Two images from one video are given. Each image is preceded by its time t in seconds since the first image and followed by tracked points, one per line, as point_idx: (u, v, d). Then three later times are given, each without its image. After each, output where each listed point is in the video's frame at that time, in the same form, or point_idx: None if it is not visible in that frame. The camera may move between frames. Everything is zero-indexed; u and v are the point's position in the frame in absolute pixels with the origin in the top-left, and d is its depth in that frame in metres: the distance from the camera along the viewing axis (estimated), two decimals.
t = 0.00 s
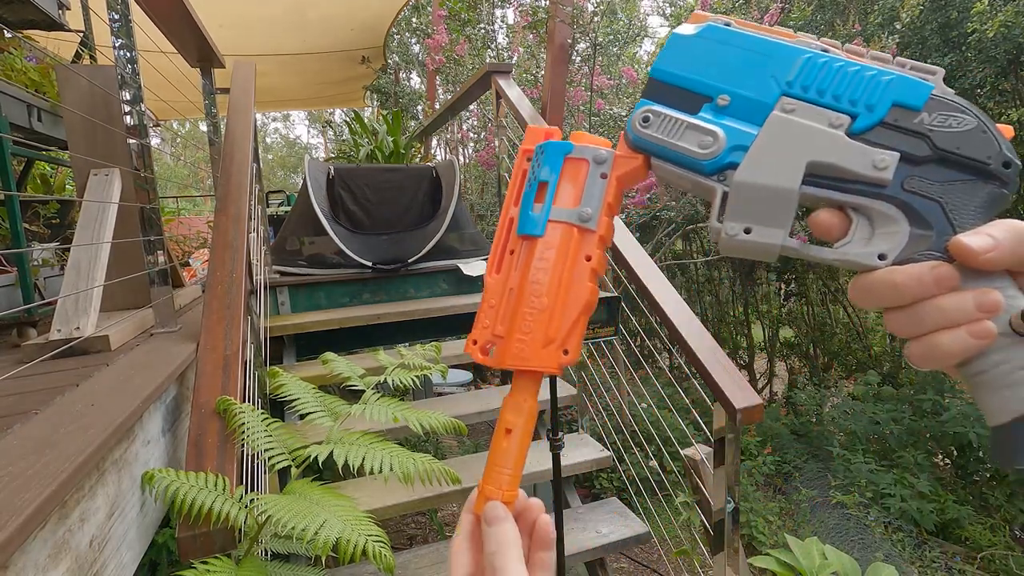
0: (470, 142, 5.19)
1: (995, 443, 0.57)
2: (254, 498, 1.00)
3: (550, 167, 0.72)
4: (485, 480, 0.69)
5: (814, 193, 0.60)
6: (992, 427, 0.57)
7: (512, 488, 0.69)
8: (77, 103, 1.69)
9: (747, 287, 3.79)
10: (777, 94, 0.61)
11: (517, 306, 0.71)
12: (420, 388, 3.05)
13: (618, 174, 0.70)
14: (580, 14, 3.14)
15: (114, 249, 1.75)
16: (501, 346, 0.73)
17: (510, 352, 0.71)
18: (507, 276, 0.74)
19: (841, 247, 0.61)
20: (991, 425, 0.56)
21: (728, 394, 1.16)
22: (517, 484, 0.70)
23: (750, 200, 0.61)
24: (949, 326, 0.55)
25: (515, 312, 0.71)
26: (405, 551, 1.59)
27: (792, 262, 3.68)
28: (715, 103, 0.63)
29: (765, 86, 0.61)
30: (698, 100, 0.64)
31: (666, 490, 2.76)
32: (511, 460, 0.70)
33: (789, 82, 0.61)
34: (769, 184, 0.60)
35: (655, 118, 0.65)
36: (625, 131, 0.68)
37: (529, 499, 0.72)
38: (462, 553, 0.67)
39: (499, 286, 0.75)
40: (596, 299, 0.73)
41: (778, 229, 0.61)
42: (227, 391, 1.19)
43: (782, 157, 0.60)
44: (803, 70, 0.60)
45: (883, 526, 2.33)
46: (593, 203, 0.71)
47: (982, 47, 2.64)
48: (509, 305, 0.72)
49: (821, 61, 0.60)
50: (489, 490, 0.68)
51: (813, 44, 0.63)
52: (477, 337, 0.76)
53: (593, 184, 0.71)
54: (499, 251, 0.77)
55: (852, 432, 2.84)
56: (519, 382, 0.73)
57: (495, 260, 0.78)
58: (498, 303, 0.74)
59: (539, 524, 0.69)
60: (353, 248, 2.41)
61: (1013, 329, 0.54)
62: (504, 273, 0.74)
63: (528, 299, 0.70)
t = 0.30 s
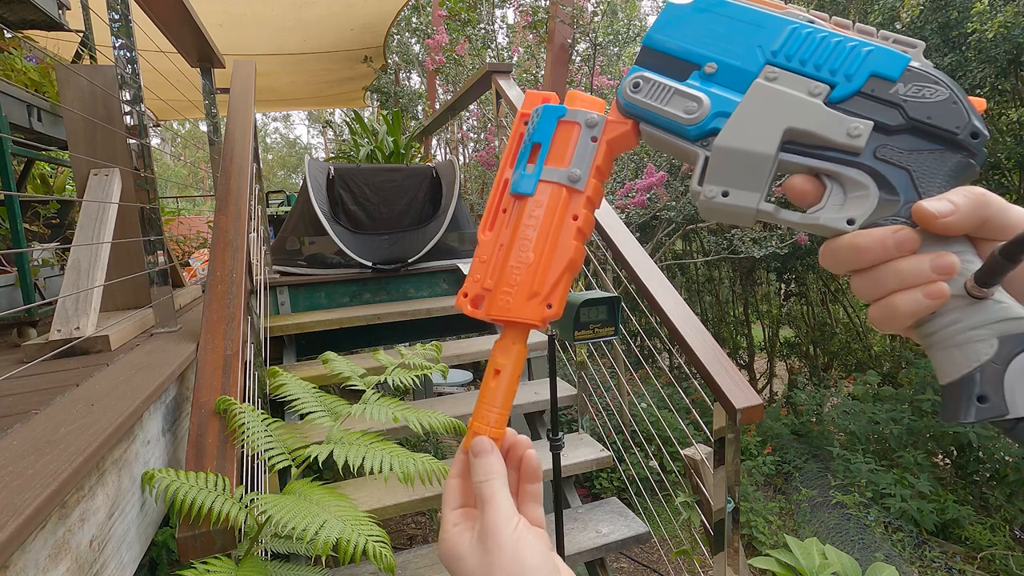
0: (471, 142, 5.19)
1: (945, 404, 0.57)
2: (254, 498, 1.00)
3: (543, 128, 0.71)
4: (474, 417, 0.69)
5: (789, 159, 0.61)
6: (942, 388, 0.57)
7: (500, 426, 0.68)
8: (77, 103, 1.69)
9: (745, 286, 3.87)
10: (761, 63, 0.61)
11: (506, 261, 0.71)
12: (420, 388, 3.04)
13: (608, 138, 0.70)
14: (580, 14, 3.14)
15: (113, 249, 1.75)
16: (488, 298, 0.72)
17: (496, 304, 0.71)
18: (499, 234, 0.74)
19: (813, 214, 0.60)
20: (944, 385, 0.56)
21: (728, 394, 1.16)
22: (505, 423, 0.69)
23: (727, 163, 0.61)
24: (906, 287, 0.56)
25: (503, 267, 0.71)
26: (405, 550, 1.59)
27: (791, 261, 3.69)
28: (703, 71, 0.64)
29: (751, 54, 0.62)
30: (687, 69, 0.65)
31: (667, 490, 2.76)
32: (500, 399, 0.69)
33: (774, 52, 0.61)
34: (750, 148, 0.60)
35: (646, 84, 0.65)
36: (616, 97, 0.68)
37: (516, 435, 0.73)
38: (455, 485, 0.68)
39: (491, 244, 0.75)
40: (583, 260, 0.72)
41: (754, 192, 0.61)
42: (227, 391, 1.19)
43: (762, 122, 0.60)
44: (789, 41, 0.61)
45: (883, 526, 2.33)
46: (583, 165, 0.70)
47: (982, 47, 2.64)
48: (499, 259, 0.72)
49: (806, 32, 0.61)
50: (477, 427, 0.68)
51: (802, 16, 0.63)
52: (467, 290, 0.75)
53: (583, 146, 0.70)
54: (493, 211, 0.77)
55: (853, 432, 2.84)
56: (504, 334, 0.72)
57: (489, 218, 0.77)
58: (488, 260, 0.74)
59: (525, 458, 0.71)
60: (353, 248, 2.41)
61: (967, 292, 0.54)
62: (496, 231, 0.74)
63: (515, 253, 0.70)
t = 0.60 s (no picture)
0: (471, 142, 5.20)
1: (942, 432, 0.56)
2: (254, 497, 1.00)
3: (536, 174, 0.72)
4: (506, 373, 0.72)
5: (774, 198, 0.61)
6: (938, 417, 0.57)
7: (530, 381, 0.71)
8: (77, 104, 1.69)
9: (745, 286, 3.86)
10: (741, 108, 0.62)
11: (505, 304, 0.71)
12: (420, 388, 3.04)
13: (600, 182, 0.71)
14: (580, 14, 3.14)
15: (113, 249, 1.75)
16: (488, 341, 0.72)
17: (497, 346, 0.71)
18: (496, 277, 0.74)
19: (799, 250, 0.61)
20: (939, 413, 0.56)
21: (728, 394, 1.16)
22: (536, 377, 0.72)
23: (715, 204, 0.62)
24: (894, 320, 0.56)
25: (502, 309, 0.72)
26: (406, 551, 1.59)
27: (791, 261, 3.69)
28: (687, 116, 0.64)
29: (731, 100, 0.62)
30: (671, 114, 0.65)
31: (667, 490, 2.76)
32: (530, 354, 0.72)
33: (753, 98, 0.62)
34: (736, 189, 0.60)
35: (633, 130, 0.66)
36: (605, 141, 0.69)
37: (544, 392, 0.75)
38: (485, 440, 0.71)
39: (489, 287, 0.75)
40: (580, 298, 0.73)
41: (742, 230, 0.62)
42: (227, 390, 1.20)
43: (746, 164, 0.60)
44: (766, 86, 0.61)
45: (883, 526, 2.33)
46: (576, 209, 0.71)
47: (982, 47, 2.63)
48: (497, 303, 0.72)
49: (783, 78, 0.61)
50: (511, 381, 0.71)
51: (777, 63, 0.64)
52: (467, 333, 0.75)
53: (576, 191, 0.71)
54: (489, 255, 0.77)
55: (852, 432, 2.84)
56: (503, 378, 0.72)
57: (485, 261, 0.78)
58: (487, 302, 0.74)
59: (549, 413, 0.71)
60: (353, 248, 2.41)
61: (954, 322, 0.54)
62: (493, 274, 0.74)
63: (514, 296, 0.70)
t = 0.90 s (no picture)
0: (471, 142, 5.21)
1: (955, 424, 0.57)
2: (254, 497, 1.00)
3: (556, 161, 0.72)
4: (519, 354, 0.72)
5: (794, 189, 0.61)
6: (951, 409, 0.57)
7: (544, 364, 0.71)
8: (77, 103, 1.69)
9: (745, 286, 3.86)
10: (763, 101, 0.63)
11: (521, 287, 0.71)
12: (420, 387, 3.04)
13: (620, 170, 0.71)
14: (580, 14, 3.14)
15: (113, 249, 1.75)
16: (503, 325, 0.72)
17: (511, 328, 0.71)
18: (513, 262, 0.74)
19: (816, 242, 0.61)
20: (952, 405, 0.56)
21: (728, 394, 1.16)
22: (549, 360, 0.72)
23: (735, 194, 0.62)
24: (910, 311, 0.56)
25: (518, 292, 0.72)
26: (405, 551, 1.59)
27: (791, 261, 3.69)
28: (708, 108, 0.65)
29: (752, 94, 0.63)
30: (693, 106, 0.66)
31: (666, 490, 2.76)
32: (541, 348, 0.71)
33: (775, 91, 0.62)
34: (755, 180, 0.61)
35: (654, 121, 0.67)
36: (625, 132, 0.69)
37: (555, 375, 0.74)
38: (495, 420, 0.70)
39: (506, 272, 0.75)
40: (596, 285, 0.72)
41: (760, 221, 0.61)
42: (227, 391, 1.20)
43: (766, 155, 0.60)
44: (789, 80, 0.62)
45: (883, 526, 2.33)
46: (595, 196, 0.71)
47: (982, 47, 2.63)
48: (513, 288, 0.72)
49: (805, 72, 0.62)
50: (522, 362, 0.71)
51: (800, 59, 0.65)
52: (483, 316, 0.75)
53: (595, 179, 0.71)
54: (507, 240, 0.78)
55: (852, 432, 2.84)
56: (516, 359, 0.72)
57: (504, 247, 0.78)
58: (503, 286, 0.75)
59: (561, 395, 0.70)
60: (353, 248, 2.41)
61: (970, 314, 0.54)
62: (511, 259, 0.75)
63: (531, 280, 0.70)
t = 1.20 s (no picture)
0: (471, 142, 5.21)
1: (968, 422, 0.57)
2: (253, 498, 1.00)
3: (564, 156, 0.73)
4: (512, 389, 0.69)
5: (805, 184, 0.61)
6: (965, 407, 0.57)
7: (537, 394, 0.69)
8: (77, 104, 1.69)
9: (745, 286, 3.86)
10: (774, 95, 0.62)
11: (527, 283, 0.72)
12: (419, 387, 3.04)
13: (628, 164, 0.71)
14: (580, 14, 3.14)
15: (114, 249, 1.75)
16: (509, 320, 0.72)
17: (516, 323, 0.71)
18: (520, 256, 0.75)
19: (828, 237, 0.60)
20: (965, 401, 0.56)
21: (728, 394, 1.16)
22: (542, 393, 0.70)
23: (746, 188, 0.62)
24: (924, 307, 0.55)
25: (525, 287, 0.72)
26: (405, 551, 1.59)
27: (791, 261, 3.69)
28: (718, 102, 0.65)
29: (764, 87, 0.63)
30: (703, 100, 0.66)
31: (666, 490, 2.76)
32: (538, 370, 0.70)
33: (786, 85, 0.62)
34: (766, 173, 0.61)
35: (664, 114, 0.67)
36: (635, 125, 0.70)
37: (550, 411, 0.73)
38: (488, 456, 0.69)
39: (512, 267, 0.76)
40: (602, 281, 0.73)
41: (770, 215, 0.62)
42: (227, 391, 1.20)
43: (777, 149, 0.60)
44: (800, 74, 0.62)
45: (883, 526, 2.33)
46: (602, 191, 0.71)
47: (982, 47, 2.62)
48: (520, 282, 0.73)
49: (816, 66, 0.62)
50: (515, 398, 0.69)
51: (812, 53, 0.64)
52: (488, 311, 0.76)
53: (603, 174, 0.72)
54: (513, 236, 0.78)
55: (852, 432, 2.84)
56: (522, 356, 0.72)
57: (510, 242, 0.78)
58: (509, 281, 0.75)
59: (559, 432, 0.70)
60: (353, 248, 2.41)
61: (985, 310, 0.54)
62: (517, 254, 0.75)
63: (538, 273, 0.71)
